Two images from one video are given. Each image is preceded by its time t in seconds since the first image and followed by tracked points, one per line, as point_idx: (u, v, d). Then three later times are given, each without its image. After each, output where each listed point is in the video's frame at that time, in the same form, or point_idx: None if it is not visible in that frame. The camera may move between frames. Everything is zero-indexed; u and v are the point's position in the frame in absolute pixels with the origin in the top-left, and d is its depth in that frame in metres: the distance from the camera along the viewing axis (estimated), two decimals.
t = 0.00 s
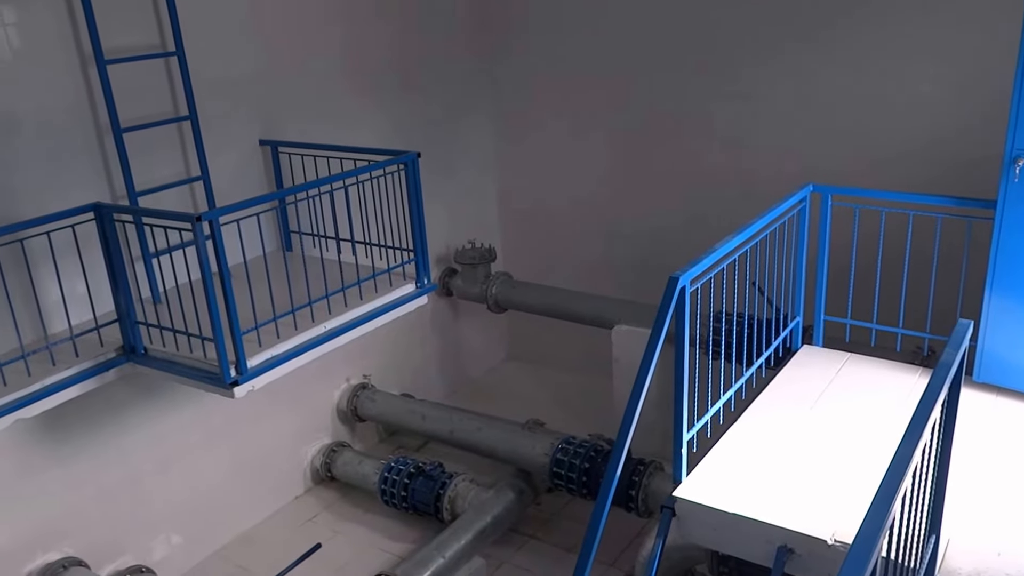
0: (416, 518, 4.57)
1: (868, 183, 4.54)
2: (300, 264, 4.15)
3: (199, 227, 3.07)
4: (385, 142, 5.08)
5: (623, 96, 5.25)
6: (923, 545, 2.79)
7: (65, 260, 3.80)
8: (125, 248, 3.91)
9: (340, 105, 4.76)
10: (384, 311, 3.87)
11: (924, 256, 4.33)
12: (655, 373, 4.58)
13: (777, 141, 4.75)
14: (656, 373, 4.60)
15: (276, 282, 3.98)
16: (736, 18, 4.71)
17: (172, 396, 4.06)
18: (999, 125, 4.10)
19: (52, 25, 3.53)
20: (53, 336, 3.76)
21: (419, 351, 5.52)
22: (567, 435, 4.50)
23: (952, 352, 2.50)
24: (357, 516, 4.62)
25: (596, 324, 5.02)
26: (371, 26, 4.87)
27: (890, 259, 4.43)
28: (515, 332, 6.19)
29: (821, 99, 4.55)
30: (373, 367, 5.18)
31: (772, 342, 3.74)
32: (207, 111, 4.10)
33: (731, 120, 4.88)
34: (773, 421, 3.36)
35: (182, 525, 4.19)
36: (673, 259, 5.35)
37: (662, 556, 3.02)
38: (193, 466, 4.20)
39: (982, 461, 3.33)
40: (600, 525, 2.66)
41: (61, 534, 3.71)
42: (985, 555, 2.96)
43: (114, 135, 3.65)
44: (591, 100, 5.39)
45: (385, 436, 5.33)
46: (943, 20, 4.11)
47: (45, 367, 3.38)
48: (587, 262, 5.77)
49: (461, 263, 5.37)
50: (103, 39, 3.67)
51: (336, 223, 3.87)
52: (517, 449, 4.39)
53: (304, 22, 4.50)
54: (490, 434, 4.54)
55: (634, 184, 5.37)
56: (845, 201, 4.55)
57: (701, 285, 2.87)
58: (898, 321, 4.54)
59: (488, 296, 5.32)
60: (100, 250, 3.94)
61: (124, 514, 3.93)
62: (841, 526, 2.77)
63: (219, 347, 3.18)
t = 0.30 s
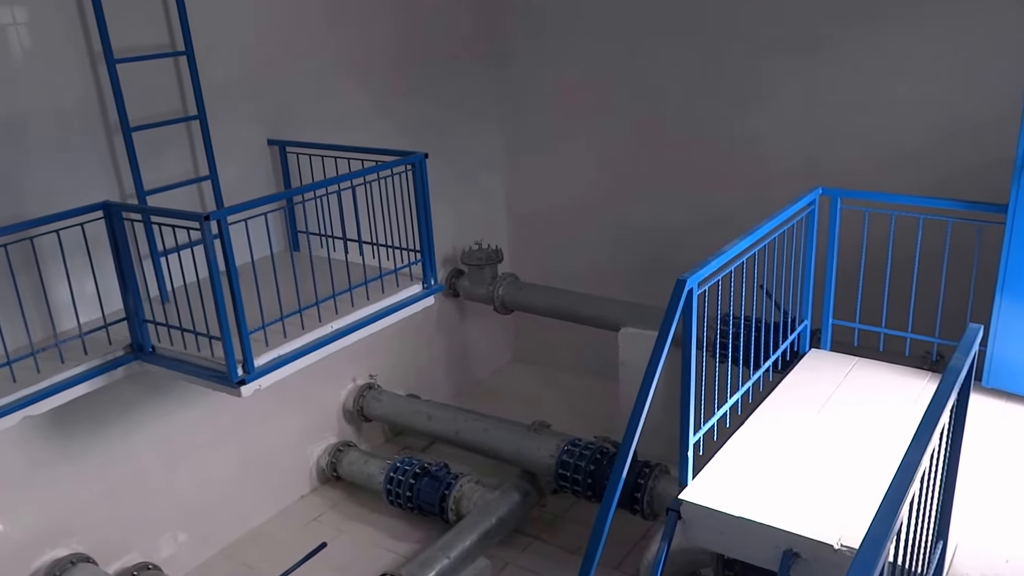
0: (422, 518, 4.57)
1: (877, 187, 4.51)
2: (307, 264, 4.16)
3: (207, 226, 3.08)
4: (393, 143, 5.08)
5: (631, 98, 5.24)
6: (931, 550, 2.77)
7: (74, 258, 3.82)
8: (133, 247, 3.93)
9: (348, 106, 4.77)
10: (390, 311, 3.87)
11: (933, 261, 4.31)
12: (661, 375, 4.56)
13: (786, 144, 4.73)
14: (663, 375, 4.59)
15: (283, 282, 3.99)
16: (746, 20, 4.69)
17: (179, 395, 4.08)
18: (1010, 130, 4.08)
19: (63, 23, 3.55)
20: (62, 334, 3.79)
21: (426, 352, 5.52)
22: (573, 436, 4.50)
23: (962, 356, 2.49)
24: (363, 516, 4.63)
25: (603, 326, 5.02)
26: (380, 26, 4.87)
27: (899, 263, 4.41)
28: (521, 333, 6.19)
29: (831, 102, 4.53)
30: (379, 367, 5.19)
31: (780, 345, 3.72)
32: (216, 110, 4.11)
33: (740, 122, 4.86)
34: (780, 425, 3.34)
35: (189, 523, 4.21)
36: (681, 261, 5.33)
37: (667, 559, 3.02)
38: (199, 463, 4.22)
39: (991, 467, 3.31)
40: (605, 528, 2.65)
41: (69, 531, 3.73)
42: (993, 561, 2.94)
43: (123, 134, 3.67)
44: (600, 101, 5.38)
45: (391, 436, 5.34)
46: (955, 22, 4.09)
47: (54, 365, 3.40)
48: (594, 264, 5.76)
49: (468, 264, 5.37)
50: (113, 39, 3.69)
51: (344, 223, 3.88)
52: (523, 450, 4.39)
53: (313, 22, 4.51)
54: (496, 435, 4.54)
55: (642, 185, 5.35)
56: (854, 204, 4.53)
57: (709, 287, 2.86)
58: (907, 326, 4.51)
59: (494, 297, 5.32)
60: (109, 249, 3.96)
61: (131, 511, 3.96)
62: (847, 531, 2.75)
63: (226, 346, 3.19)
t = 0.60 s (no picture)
0: (429, 519, 4.58)
1: (889, 193, 4.49)
2: (317, 265, 4.17)
3: (218, 225, 3.09)
4: (404, 144, 5.09)
5: (642, 101, 5.23)
6: (940, 558, 2.76)
7: (86, 256, 3.84)
8: (145, 246, 3.95)
9: (359, 108, 4.78)
10: (399, 312, 3.87)
11: (946, 267, 4.28)
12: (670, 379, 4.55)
13: (798, 148, 4.71)
14: (671, 379, 4.58)
15: (293, 282, 4.00)
16: (759, 24, 4.67)
17: (189, 394, 4.10)
18: None
19: (77, 23, 3.57)
20: (74, 331, 3.81)
21: (434, 354, 5.53)
22: (580, 439, 4.49)
23: (974, 363, 2.47)
24: (370, 516, 4.64)
25: (612, 329, 5.01)
26: (392, 28, 4.88)
27: (911, 269, 4.38)
28: (530, 336, 6.19)
29: (844, 105, 4.51)
30: (388, 368, 5.19)
31: (790, 350, 3.70)
32: (228, 110, 4.13)
33: (751, 126, 4.84)
34: (790, 430, 3.33)
35: (197, 521, 4.23)
36: (691, 265, 5.32)
37: (674, 563, 3.01)
38: (208, 462, 4.24)
39: (1002, 475, 3.28)
40: (612, 532, 2.65)
41: (79, 527, 3.76)
42: (1004, 569, 2.92)
43: (135, 134, 3.69)
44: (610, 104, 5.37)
45: (399, 437, 5.34)
46: (970, 27, 4.06)
47: (65, 362, 3.43)
48: (604, 267, 5.74)
49: (477, 266, 5.37)
50: (126, 39, 3.71)
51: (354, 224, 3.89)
52: (530, 453, 4.39)
53: (326, 24, 4.52)
54: (503, 437, 4.54)
55: (653, 188, 5.34)
56: (866, 209, 4.50)
57: (719, 291, 2.85)
58: (918, 333, 4.49)
59: (503, 300, 5.31)
60: (120, 247, 3.98)
61: (140, 509, 3.98)
62: (856, 538, 2.73)
63: (236, 345, 3.20)
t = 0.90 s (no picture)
0: (438, 521, 4.58)
1: (904, 198, 4.46)
2: (329, 265, 4.19)
3: (231, 226, 3.11)
4: (417, 146, 5.10)
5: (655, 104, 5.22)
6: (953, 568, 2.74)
7: (100, 255, 3.87)
8: (159, 245, 3.98)
9: (373, 110, 4.80)
10: (411, 314, 3.88)
11: (961, 274, 4.26)
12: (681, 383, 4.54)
13: (812, 153, 4.69)
14: (682, 384, 4.57)
15: (305, 283, 4.02)
16: (773, 28, 4.66)
17: (201, 393, 4.12)
18: None
19: (95, 23, 3.60)
20: (88, 330, 3.84)
21: (445, 356, 5.54)
22: (590, 443, 4.49)
23: (989, 371, 2.45)
24: (380, 518, 4.65)
25: (624, 333, 4.99)
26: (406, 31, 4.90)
27: (925, 275, 4.36)
28: (541, 339, 6.18)
29: (860, 109, 4.49)
30: (399, 370, 5.20)
31: (803, 356, 3.68)
32: (242, 111, 4.15)
33: (765, 130, 4.83)
34: (802, 436, 3.31)
35: (207, 520, 4.24)
36: (703, 269, 5.30)
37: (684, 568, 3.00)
38: (220, 461, 4.26)
39: (1017, 484, 3.25)
40: (622, 536, 2.64)
41: (92, 524, 3.79)
42: None
43: (151, 134, 3.71)
44: (623, 107, 5.36)
45: (409, 438, 5.35)
46: (987, 32, 4.05)
47: (80, 360, 3.46)
48: (616, 271, 5.73)
49: (489, 268, 5.37)
50: (143, 40, 3.74)
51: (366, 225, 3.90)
52: (540, 456, 4.39)
53: (342, 25, 4.54)
54: (513, 440, 4.54)
55: (665, 191, 5.32)
56: (882, 215, 4.48)
57: (732, 296, 2.84)
58: (933, 340, 4.46)
59: (515, 302, 5.31)
60: (135, 247, 4.01)
61: (152, 506, 4.00)
62: (868, 545, 2.71)
63: (248, 345, 3.21)
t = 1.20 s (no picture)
0: (449, 525, 4.58)
1: (919, 206, 4.44)
2: (342, 269, 4.20)
3: (245, 228, 3.12)
4: (430, 150, 5.11)
5: (668, 109, 5.22)
6: None
7: (115, 256, 3.90)
8: (173, 247, 4.00)
9: (387, 114, 4.82)
10: (422, 318, 3.88)
11: (976, 283, 4.23)
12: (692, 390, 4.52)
13: (826, 160, 4.68)
14: (694, 390, 4.55)
15: (318, 286, 4.03)
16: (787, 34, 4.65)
17: (213, 394, 4.14)
18: None
19: (113, 26, 3.63)
20: (102, 330, 3.87)
21: (456, 360, 5.54)
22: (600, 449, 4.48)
23: (1004, 381, 2.44)
24: (390, 521, 4.66)
25: (636, 339, 4.98)
26: (421, 35, 4.91)
27: (940, 284, 4.33)
28: (552, 344, 6.18)
29: (874, 116, 4.47)
30: (410, 374, 5.21)
31: (816, 364, 3.66)
32: (257, 114, 4.17)
33: (779, 136, 4.82)
34: (814, 445, 3.29)
35: (218, 521, 4.26)
36: (716, 276, 5.29)
37: None
38: (231, 462, 4.28)
39: None
40: (633, 543, 2.63)
41: (104, 523, 3.81)
42: None
43: (166, 136, 3.74)
44: (636, 112, 5.36)
45: (419, 442, 5.35)
46: (1003, 39, 4.03)
47: (94, 360, 3.48)
48: (628, 276, 5.73)
49: (501, 273, 5.37)
50: (159, 43, 3.77)
51: (379, 229, 3.91)
52: (550, 461, 4.38)
53: (356, 29, 4.56)
54: (524, 445, 4.53)
55: (678, 197, 5.32)
56: (896, 223, 4.46)
57: (744, 303, 2.82)
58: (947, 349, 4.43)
59: (526, 307, 5.31)
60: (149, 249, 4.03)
61: (163, 506, 4.02)
62: (880, 555, 2.68)
63: (261, 347, 3.23)
